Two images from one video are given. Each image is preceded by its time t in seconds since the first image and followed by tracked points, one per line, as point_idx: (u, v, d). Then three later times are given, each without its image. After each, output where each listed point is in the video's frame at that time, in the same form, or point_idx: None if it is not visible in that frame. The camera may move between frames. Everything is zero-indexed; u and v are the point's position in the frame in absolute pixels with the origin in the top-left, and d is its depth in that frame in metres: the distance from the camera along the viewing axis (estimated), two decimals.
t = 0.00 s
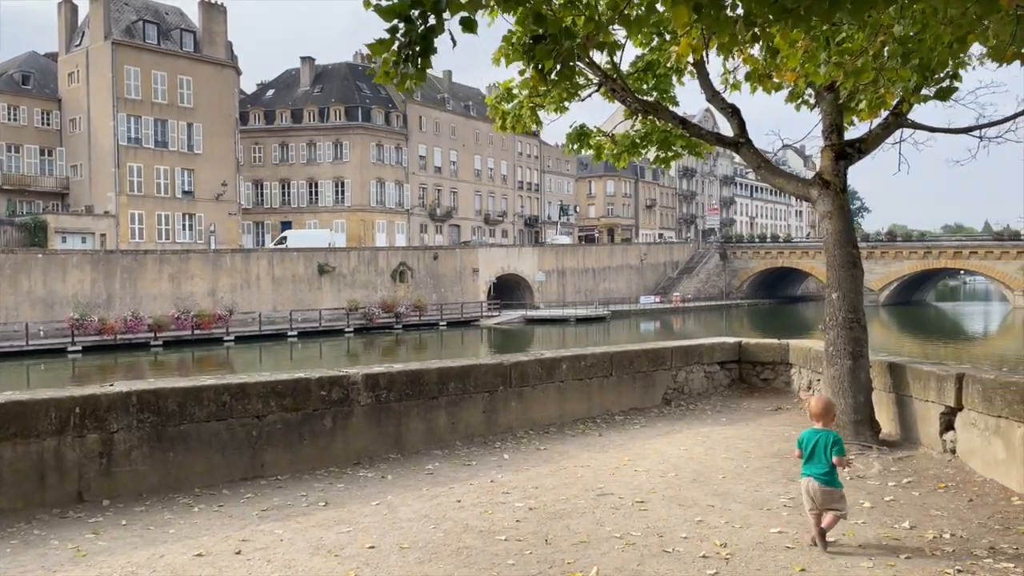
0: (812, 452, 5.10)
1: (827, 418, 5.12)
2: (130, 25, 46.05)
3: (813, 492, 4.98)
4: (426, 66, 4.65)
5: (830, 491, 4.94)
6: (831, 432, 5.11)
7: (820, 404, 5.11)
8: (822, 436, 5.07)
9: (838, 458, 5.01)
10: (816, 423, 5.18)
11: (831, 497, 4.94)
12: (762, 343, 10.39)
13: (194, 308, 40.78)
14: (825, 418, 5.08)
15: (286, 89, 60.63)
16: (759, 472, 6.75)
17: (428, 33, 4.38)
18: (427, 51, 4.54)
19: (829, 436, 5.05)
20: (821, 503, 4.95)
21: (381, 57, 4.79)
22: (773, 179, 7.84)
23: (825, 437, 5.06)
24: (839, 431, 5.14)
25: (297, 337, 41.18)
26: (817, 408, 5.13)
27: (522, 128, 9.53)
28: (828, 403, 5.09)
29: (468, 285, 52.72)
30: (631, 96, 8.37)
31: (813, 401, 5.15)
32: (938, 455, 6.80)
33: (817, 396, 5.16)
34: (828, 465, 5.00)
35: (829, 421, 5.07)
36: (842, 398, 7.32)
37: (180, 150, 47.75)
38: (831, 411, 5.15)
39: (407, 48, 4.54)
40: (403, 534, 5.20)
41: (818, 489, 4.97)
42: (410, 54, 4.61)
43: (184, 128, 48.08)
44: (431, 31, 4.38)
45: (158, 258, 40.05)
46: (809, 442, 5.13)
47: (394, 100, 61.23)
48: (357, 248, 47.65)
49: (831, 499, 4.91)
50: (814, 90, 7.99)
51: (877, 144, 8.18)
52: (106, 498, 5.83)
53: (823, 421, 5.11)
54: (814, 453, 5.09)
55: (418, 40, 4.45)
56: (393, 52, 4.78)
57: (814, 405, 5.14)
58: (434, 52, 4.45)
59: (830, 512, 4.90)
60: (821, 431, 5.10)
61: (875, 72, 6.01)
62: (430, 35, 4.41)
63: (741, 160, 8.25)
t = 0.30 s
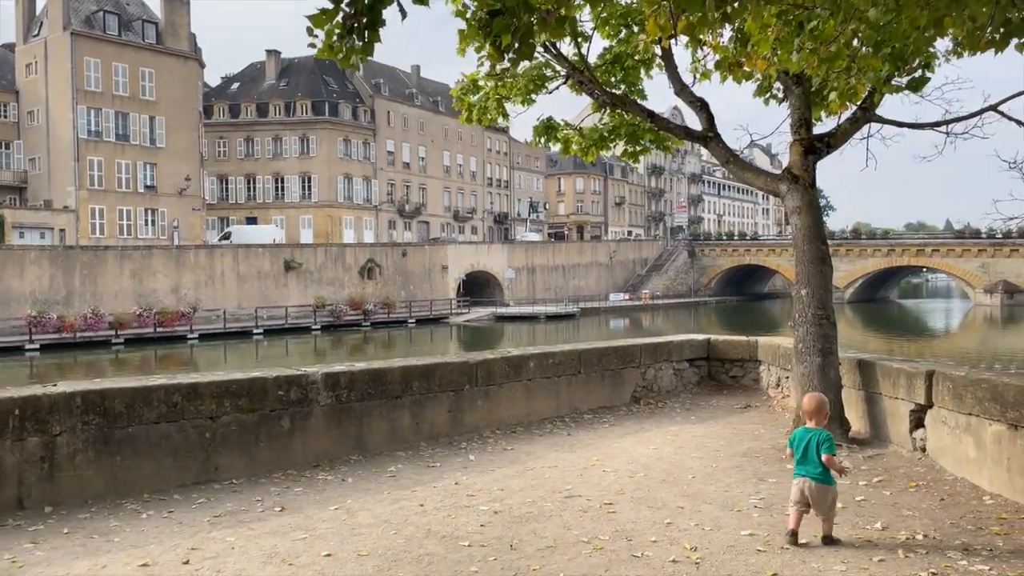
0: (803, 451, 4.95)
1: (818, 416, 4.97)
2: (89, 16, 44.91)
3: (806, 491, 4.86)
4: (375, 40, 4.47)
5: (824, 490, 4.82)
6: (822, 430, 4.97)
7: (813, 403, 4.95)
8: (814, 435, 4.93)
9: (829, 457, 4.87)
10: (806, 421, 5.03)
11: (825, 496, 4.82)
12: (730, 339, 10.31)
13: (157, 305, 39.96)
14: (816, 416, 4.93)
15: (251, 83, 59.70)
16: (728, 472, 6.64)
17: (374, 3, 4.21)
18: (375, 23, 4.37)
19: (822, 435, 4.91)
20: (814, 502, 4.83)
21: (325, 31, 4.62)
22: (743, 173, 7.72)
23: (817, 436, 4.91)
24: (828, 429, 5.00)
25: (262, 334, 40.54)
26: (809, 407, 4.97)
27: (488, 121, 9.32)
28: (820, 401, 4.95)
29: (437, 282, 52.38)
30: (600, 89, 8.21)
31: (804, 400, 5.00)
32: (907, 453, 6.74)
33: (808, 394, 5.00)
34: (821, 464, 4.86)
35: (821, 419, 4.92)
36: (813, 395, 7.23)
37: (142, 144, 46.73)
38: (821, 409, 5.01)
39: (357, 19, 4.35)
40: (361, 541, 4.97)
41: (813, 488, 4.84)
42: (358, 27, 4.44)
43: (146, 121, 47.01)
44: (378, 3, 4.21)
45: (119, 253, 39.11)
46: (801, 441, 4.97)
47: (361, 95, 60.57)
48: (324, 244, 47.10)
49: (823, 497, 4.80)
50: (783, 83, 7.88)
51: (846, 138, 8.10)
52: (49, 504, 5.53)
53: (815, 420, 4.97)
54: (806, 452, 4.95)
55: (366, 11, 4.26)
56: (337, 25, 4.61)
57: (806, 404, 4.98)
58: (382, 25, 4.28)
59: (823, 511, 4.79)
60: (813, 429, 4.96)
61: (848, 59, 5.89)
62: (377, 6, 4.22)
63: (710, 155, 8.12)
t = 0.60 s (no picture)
0: (787, 445, 4.89)
1: (801, 410, 4.94)
2: (42, 3, 43.59)
3: (789, 486, 4.82)
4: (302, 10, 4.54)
5: (808, 485, 4.78)
6: (805, 423, 4.93)
7: (796, 397, 4.93)
8: (798, 430, 4.88)
9: (812, 451, 4.83)
10: (789, 415, 4.98)
11: (810, 491, 4.79)
12: (695, 334, 10.19)
13: (114, 300, 39.00)
14: (799, 411, 4.89)
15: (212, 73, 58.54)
16: (694, 470, 6.51)
17: None
18: None
19: (807, 429, 4.86)
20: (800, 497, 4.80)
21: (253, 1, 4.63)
22: (708, 166, 7.57)
23: (802, 431, 4.86)
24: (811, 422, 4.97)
25: (224, 329, 39.78)
26: (792, 401, 4.94)
27: (449, 112, 9.07)
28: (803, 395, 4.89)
29: (403, 276, 51.88)
30: (564, 79, 8.01)
31: (788, 395, 4.97)
32: (873, 448, 6.66)
33: (791, 389, 4.95)
34: (805, 458, 4.83)
35: (805, 414, 4.88)
36: (780, 390, 7.12)
37: (99, 134, 45.54)
38: (804, 402, 4.96)
39: None
40: (311, 548, 4.74)
41: (799, 482, 4.80)
42: None
43: (103, 111, 45.77)
44: None
45: (74, 247, 37.98)
46: (785, 435, 4.91)
47: (325, 86, 59.71)
48: (287, 237, 46.36)
49: (808, 491, 4.76)
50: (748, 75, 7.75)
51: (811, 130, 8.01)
52: None
53: (798, 414, 4.92)
54: (789, 446, 4.89)
55: None
56: None
57: (789, 398, 4.95)
58: None
59: (808, 506, 4.74)
60: (796, 424, 4.92)
61: (819, 45, 5.77)
62: None
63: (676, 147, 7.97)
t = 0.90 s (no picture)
0: (764, 436, 4.91)
1: (778, 401, 4.97)
2: None
3: (768, 477, 4.83)
4: None
5: (786, 474, 4.80)
6: (781, 414, 4.96)
7: (773, 387, 4.95)
8: (774, 420, 4.90)
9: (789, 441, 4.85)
10: (766, 407, 5.01)
11: (787, 480, 4.80)
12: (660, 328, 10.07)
13: (66, 293, 37.93)
14: (776, 402, 4.92)
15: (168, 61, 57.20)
16: (659, 467, 6.37)
17: None
18: None
19: (783, 419, 4.88)
20: (777, 486, 4.81)
21: None
22: (672, 158, 7.42)
23: (778, 421, 4.88)
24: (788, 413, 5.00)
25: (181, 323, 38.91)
26: (769, 393, 4.96)
27: (407, 100, 8.80)
28: (780, 385, 4.94)
29: (366, 268, 51.26)
30: (526, 68, 7.80)
31: (764, 386, 4.98)
32: (838, 444, 6.59)
33: (768, 380, 4.99)
34: (781, 448, 4.84)
35: (781, 404, 4.91)
36: (746, 385, 7.01)
37: (50, 123, 44.17)
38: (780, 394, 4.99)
39: None
40: (257, 556, 4.48)
41: (775, 472, 4.82)
42: None
43: (54, 100, 44.35)
44: None
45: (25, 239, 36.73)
46: (762, 426, 4.94)
47: (285, 76, 58.67)
48: (246, 229, 45.49)
49: (787, 481, 4.78)
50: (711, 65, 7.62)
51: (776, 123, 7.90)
52: None
53: (775, 405, 4.95)
54: (767, 437, 4.90)
55: None
56: None
57: (766, 389, 5.01)
58: None
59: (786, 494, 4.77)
60: (773, 415, 4.94)
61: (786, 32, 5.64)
62: None
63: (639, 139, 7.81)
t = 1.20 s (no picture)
0: (752, 427, 4.98)
1: (766, 394, 5.03)
2: None
3: (756, 467, 4.91)
4: None
5: (773, 466, 4.88)
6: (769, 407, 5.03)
7: (761, 380, 5.00)
8: (763, 412, 4.97)
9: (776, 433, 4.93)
10: (751, 399, 5.08)
11: (774, 471, 4.88)
12: (625, 323, 9.98)
13: (15, 288, 36.75)
14: (764, 394, 4.99)
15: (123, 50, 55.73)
16: (627, 464, 6.26)
17: None
18: None
19: (772, 413, 4.96)
20: (765, 478, 4.87)
21: None
22: (638, 149, 7.30)
23: (767, 412, 4.96)
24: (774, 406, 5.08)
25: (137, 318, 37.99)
26: (757, 385, 5.02)
27: (368, 88, 8.55)
28: (767, 378, 5.00)
29: (327, 262, 50.60)
30: (490, 57, 7.61)
31: (752, 378, 5.03)
32: (805, 439, 6.54)
33: (755, 372, 5.06)
34: (769, 440, 4.94)
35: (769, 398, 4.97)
36: (713, 380, 6.93)
37: None
38: (767, 386, 5.07)
39: None
40: (209, 566, 4.25)
41: (763, 463, 4.90)
42: None
43: (3, 88, 42.77)
44: None
45: None
46: (750, 418, 5.00)
47: (244, 66, 57.57)
48: (204, 222, 44.55)
49: (772, 472, 4.85)
50: (678, 56, 7.52)
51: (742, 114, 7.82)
52: None
53: (762, 397, 5.01)
54: (755, 429, 4.98)
55: None
56: None
57: (754, 382, 5.03)
58: None
59: (771, 487, 4.84)
60: (761, 407, 5.00)
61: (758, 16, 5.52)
62: None
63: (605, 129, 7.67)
